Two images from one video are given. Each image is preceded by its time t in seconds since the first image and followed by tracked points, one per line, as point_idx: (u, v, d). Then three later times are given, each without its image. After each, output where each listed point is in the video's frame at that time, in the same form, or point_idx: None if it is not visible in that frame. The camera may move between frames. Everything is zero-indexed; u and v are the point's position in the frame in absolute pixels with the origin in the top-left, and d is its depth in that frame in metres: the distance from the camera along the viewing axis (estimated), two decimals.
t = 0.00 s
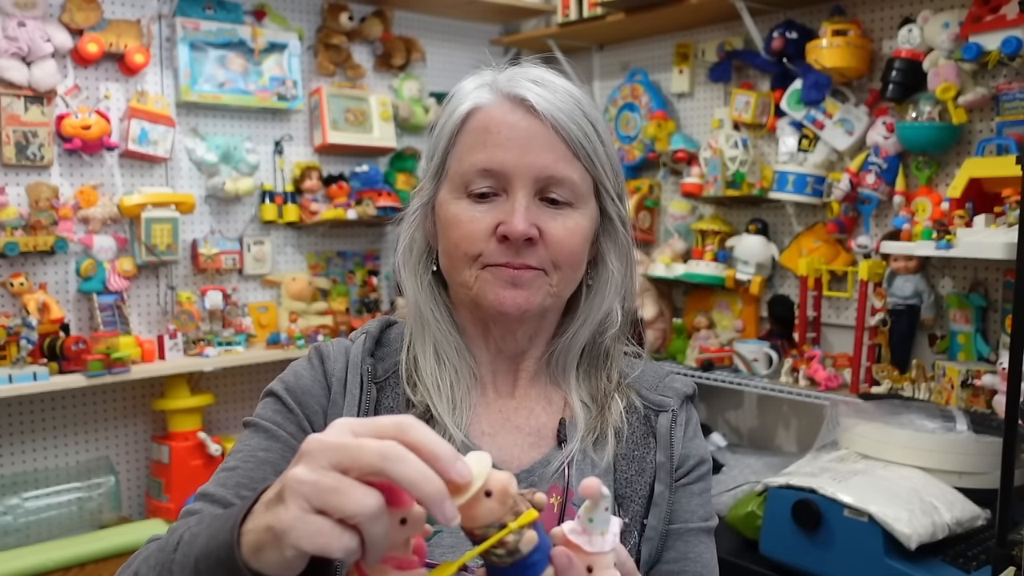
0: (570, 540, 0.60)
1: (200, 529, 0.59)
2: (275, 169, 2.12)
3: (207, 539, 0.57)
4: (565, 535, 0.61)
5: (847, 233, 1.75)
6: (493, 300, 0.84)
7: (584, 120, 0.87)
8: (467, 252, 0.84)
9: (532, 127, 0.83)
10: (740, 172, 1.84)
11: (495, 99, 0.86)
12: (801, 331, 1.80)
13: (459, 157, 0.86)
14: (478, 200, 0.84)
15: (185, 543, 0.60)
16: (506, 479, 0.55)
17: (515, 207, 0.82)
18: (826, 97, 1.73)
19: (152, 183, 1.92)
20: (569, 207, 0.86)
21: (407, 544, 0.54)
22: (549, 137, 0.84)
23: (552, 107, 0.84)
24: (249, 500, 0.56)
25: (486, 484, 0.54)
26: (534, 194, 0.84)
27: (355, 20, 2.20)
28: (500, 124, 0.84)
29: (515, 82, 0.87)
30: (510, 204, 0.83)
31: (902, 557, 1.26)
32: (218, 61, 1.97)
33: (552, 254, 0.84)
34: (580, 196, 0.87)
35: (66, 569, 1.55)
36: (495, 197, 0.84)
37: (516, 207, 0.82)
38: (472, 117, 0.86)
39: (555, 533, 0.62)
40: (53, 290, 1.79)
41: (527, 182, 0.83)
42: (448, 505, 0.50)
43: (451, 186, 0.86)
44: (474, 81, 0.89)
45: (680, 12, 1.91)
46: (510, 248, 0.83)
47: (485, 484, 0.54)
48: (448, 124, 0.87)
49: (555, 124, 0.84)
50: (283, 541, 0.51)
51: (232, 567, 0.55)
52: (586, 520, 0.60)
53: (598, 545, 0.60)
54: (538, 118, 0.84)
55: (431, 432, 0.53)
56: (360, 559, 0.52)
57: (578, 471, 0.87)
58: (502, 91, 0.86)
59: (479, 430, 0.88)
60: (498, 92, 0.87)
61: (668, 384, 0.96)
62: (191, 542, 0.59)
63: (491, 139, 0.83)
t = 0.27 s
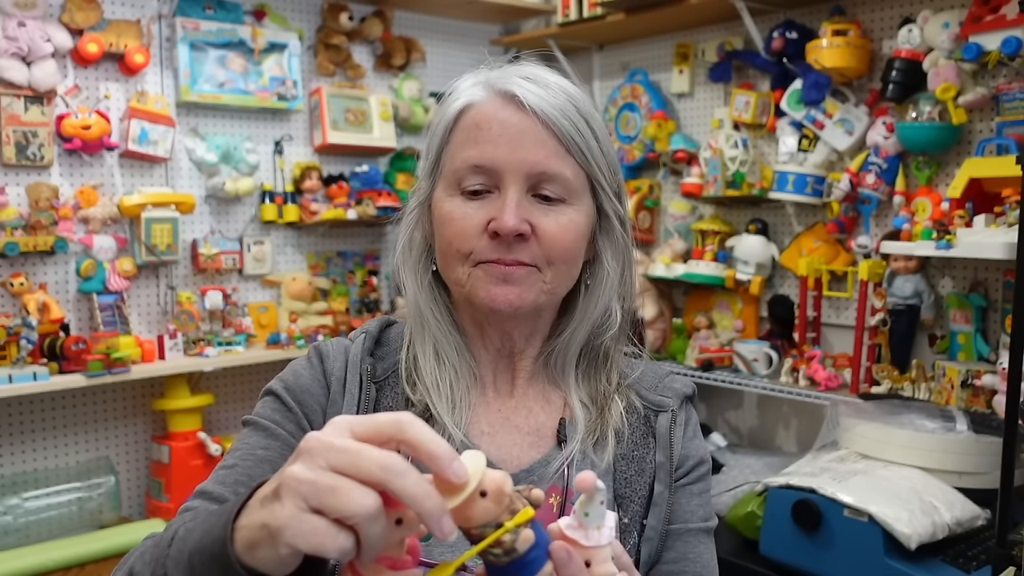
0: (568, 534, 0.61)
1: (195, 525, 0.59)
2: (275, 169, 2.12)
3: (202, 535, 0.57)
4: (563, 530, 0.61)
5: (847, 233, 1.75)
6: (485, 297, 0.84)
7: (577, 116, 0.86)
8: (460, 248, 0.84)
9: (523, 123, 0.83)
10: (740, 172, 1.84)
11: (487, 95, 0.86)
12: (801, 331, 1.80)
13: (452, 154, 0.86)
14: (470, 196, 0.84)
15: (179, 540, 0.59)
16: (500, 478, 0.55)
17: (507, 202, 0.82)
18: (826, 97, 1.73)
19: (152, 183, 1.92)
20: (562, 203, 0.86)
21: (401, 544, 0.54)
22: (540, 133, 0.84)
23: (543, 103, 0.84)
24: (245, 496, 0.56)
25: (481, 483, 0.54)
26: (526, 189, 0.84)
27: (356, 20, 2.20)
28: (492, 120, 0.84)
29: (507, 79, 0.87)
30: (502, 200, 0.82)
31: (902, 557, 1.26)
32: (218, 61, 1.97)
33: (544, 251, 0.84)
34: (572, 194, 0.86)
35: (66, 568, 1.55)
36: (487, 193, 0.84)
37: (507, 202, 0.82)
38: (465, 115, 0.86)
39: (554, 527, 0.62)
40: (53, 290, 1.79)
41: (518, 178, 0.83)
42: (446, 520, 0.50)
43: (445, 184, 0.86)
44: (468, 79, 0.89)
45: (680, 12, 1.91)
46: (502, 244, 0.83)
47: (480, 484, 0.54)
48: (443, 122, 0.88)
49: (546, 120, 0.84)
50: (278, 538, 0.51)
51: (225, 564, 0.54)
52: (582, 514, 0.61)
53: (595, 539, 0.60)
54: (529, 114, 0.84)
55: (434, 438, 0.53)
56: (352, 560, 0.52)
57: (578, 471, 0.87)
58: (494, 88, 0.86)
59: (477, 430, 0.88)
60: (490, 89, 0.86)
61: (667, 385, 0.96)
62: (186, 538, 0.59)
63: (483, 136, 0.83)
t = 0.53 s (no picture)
0: (567, 536, 0.60)
1: (193, 525, 0.59)
2: (275, 169, 2.12)
3: (200, 534, 0.56)
4: (562, 531, 0.60)
5: (847, 233, 1.75)
6: (484, 291, 0.83)
7: (577, 110, 0.87)
8: (458, 241, 0.83)
9: (522, 115, 0.83)
10: (740, 171, 1.85)
11: (486, 90, 0.86)
12: (801, 331, 1.80)
13: (451, 149, 0.86)
14: (470, 186, 0.84)
15: (178, 539, 0.59)
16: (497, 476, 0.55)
17: (506, 192, 0.82)
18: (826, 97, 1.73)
19: (152, 183, 1.92)
20: (562, 192, 0.86)
21: (399, 545, 0.54)
22: (539, 125, 0.84)
23: (542, 95, 0.85)
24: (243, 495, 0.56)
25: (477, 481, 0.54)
26: (525, 180, 0.84)
27: (356, 20, 2.20)
28: (491, 113, 0.84)
29: (506, 73, 0.87)
30: (501, 192, 0.83)
31: (902, 557, 1.25)
32: (218, 61, 1.97)
33: (546, 239, 0.84)
34: (573, 182, 0.87)
35: (66, 569, 1.55)
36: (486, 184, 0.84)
37: (506, 193, 0.82)
38: (464, 108, 0.86)
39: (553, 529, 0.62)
40: (53, 290, 1.79)
41: (517, 169, 0.83)
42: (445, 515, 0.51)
43: (444, 178, 0.86)
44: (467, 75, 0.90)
45: (680, 12, 1.91)
46: (501, 234, 0.82)
47: (476, 483, 0.54)
48: (443, 117, 0.88)
49: (546, 112, 0.84)
50: (280, 537, 0.51)
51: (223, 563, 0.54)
52: (583, 516, 0.60)
53: (594, 542, 0.60)
54: (528, 107, 0.84)
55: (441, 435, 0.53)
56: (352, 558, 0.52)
57: (578, 471, 0.87)
58: (493, 82, 0.87)
59: (476, 431, 0.88)
60: (489, 83, 0.87)
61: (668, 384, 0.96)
62: (183, 537, 0.59)
63: (482, 128, 0.83)
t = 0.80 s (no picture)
0: None
1: (186, 494, 0.60)
2: (275, 169, 2.12)
3: (195, 496, 0.58)
4: None
5: (847, 233, 1.75)
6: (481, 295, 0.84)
7: (572, 107, 0.86)
8: (454, 237, 0.84)
9: (517, 113, 0.83)
10: (740, 171, 1.85)
11: (481, 88, 0.86)
12: (801, 331, 1.80)
13: (447, 148, 0.86)
14: (467, 184, 0.84)
15: (170, 511, 0.60)
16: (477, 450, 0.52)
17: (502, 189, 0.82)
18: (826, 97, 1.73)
19: (152, 183, 1.92)
20: (559, 188, 0.86)
21: (381, 509, 0.53)
22: (534, 123, 0.84)
23: (537, 93, 0.84)
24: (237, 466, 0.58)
25: (455, 453, 0.51)
26: (521, 178, 0.84)
27: (356, 20, 2.20)
28: (487, 112, 0.84)
29: (501, 71, 0.87)
30: (498, 189, 0.83)
31: (902, 557, 1.25)
32: (218, 61, 1.97)
33: (541, 234, 0.85)
34: (569, 179, 0.86)
35: (66, 568, 1.55)
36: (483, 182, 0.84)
37: (503, 189, 0.82)
38: (459, 107, 0.86)
39: None
40: (54, 290, 1.79)
41: (513, 167, 0.83)
42: (426, 473, 0.49)
43: (441, 175, 0.86)
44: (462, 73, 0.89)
45: (680, 12, 1.91)
46: (497, 229, 0.83)
47: (450, 456, 0.51)
48: (438, 116, 0.88)
49: (541, 110, 0.84)
50: (254, 481, 0.51)
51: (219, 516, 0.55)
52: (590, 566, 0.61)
53: None
54: (524, 104, 0.84)
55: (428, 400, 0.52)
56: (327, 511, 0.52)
57: (580, 472, 0.87)
58: (488, 80, 0.87)
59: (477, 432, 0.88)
60: (484, 81, 0.86)
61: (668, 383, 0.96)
62: (175, 507, 0.59)
63: (477, 127, 0.83)
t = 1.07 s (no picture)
0: None
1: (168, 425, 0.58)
2: (275, 169, 2.12)
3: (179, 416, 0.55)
4: None
5: (847, 233, 1.75)
6: (468, 304, 0.85)
7: (556, 114, 0.85)
8: (440, 249, 0.85)
9: (500, 123, 0.83)
10: (740, 171, 1.84)
11: (464, 97, 0.85)
12: (801, 331, 1.80)
13: (433, 157, 0.86)
14: (450, 199, 0.85)
15: (150, 443, 0.57)
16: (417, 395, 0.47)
17: (485, 204, 0.82)
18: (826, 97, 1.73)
19: (152, 183, 1.92)
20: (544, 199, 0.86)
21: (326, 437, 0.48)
22: (518, 133, 0.83)
23: (519, 104, 0.83)
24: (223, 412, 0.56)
25: (384, 398, 0.47)
26: (506, 191, 0.84)
27: (356, 20, 2.20)
28: (470, 122, 0.83)
29: (484, 78, 0.86)
30: (482, 202, 0.83)
31: (902, 557, 1.25)
32: (218, 61, 1.97)
33: (528, 245, 0.85)
34: (555, 188, 0.86)
35: (66, 568, 1.55)
36: (467, 194, 0.84)
37: (487, 204, 0.82)
38: (444, 116, 0.85)
39: None
40: (53, 290, 1.79)
41: (498, 180, 0.83)
42: (342, 419, 0.46)
43: (428, 186, 0.86)
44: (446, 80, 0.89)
45: (681, 12, 1.91)
46: (482, 243, 0.83)
47: (381, 398, 0.47)
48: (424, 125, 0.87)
49: (523, 120, 0.83)
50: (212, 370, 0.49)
51: (205, 425, 0.52)
52: None
53: None
54: (506, 115, 0.83)
55: (378, 334, 0.48)
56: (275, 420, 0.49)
57: (584, 470, 0.86)
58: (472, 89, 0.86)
59: (479, 430, 0.87)
60: (466, 90, 0.85)
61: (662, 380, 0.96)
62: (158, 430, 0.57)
63: (461, 137, 0.83)
